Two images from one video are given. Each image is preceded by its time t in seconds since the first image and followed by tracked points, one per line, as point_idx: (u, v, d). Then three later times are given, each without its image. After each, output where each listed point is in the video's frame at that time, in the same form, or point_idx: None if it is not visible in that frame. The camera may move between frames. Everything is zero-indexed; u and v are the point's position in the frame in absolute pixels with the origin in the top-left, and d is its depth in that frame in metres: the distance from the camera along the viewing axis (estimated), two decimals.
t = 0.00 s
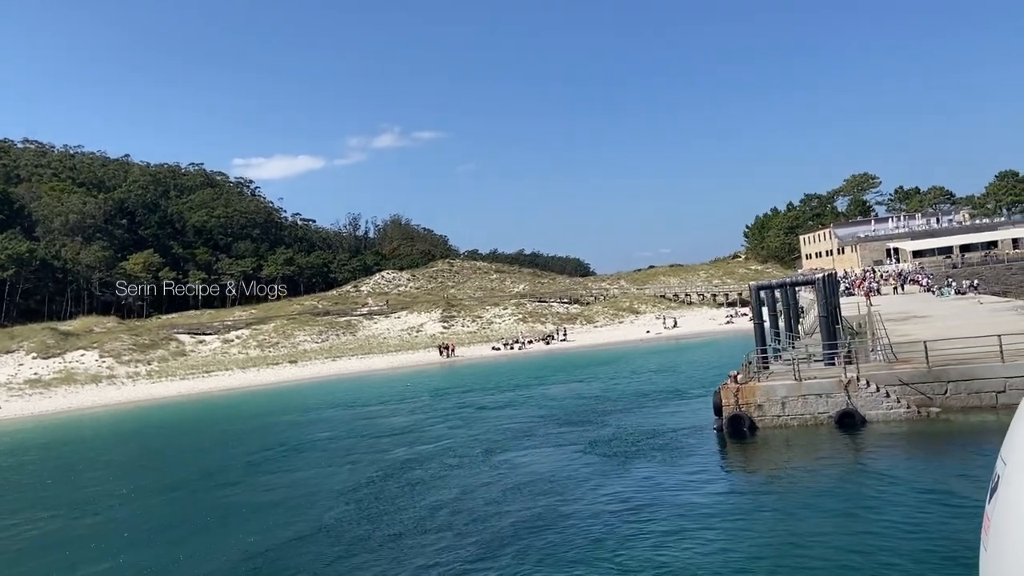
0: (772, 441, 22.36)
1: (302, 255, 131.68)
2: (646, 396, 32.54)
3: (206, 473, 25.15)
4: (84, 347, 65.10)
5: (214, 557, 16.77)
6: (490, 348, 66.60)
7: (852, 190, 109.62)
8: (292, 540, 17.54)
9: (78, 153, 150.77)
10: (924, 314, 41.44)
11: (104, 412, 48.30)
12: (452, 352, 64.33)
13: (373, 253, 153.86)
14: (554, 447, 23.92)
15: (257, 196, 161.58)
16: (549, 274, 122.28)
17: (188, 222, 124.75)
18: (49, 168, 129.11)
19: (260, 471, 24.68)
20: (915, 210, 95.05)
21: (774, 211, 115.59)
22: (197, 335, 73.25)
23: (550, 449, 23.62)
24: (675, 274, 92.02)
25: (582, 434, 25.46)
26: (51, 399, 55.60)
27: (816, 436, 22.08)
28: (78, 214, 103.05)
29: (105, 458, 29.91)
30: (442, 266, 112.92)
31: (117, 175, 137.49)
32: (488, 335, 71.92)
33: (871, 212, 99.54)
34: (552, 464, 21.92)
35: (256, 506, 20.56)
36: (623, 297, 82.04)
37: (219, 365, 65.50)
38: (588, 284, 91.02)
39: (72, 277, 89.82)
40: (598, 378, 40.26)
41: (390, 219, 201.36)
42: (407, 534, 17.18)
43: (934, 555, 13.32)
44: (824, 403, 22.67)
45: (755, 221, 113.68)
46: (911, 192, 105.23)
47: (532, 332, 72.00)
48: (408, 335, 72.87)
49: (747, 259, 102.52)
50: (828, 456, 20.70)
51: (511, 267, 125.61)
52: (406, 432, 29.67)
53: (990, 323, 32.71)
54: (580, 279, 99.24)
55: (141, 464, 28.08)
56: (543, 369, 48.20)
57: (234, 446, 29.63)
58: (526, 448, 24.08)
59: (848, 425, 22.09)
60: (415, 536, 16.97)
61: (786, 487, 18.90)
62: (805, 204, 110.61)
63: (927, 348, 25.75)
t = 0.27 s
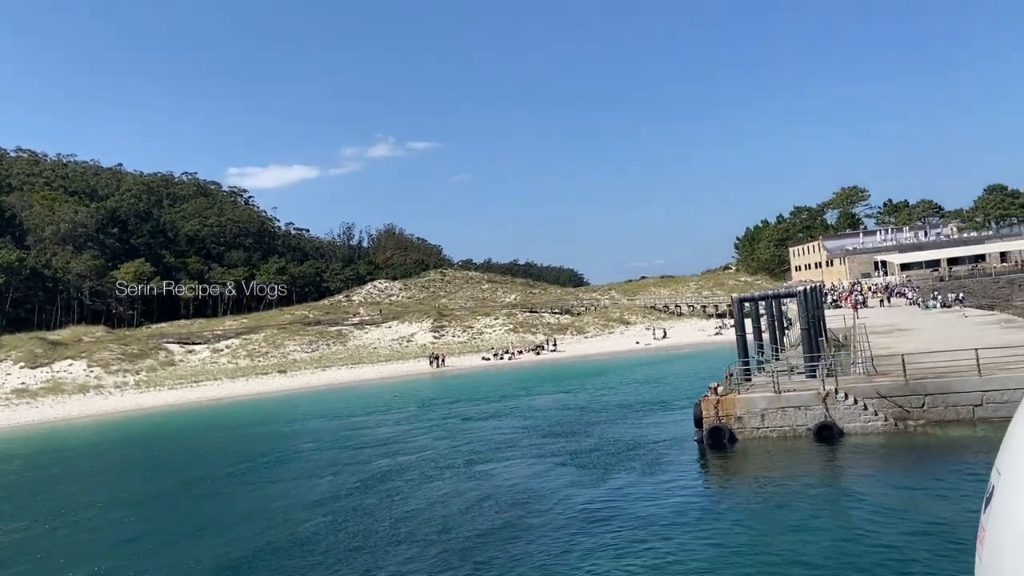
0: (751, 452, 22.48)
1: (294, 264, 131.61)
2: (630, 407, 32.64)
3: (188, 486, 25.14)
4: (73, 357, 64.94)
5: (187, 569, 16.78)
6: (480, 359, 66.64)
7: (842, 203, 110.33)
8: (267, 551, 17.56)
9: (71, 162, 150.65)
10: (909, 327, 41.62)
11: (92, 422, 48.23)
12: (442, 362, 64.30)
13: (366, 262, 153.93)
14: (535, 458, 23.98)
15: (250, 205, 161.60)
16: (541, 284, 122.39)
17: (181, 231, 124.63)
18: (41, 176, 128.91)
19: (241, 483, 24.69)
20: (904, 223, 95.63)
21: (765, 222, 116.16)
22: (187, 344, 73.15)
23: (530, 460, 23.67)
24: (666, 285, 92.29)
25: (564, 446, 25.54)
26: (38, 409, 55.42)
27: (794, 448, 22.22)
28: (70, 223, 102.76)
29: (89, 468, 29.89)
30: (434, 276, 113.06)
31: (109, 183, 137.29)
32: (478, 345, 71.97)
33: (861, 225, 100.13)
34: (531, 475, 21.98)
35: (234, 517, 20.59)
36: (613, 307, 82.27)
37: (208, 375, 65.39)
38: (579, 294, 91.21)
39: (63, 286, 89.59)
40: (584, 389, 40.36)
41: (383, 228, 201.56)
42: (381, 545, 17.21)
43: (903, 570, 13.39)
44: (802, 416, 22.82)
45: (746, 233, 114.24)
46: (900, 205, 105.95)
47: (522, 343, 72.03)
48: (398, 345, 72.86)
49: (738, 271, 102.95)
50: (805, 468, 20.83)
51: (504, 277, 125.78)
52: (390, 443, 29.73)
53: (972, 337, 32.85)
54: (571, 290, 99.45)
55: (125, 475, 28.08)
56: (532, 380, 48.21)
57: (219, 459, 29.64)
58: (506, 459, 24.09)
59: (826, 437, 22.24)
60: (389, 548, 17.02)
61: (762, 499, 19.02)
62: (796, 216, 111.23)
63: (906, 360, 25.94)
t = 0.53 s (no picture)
0: (727, 464, 22.52)
1: (282, 274, 131.21)
2: (611, 418, 32.64)
3: (162, 501, 25.00)
4: (55, 368, 64.45)
5: None
6: (466, 369, 66.49)
7: (828, 216, 111.09)
8: (234, 566, 17.46)
9: (58, 171, 149.96)
10: (889, 339, 41.79)
11: (71, 433, 47.89)
12: (428, 373, 64.11)
13: (354, 272, 153.35)
14: (511, 470, 23.94)
15: (238, 215, 161.15)
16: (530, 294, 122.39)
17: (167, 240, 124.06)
18: (26, 185, 128.21)
19: (216, 499, 24.58)
20: (889, 236, 96.26)
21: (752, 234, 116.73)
22: (171, 355, 72.74)
23: (506, 472, 23.63)
24: (652, 297, 92.51)
25: (541, 458, 25.48)
26: (18, 420, 54.94)
27: (769, 460, 22.26)
28: (55, 232, 102.16)
29: (64, 482, 29.70)
30: (422, 287, 112.93)
31: (96, 192, 136.64)
32: (464, 355, 71.76)
33: (847, 237, 100.80)
34: (505, 488, 21.93)
35: (205, 532, 20.49)
36: (600, 318, 82.35)
37: (192, 386, 65.02)
38: (566, 305, 91.26)
39: (46, 295, 88.95)
40: (568, 400, 40.30)
41: (373, 238, 201.31)
42: (349, 560, 17.14)
43: None
44: (778, 428, 22.87)
45: (733, 245, 114.74)
46: (886, 217, 106.71)
47: (508, 354, 71.88)
48: (383, 356, 72.64)
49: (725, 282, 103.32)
50: (779, 481, 20.88)
51: (492, 288, 125.73)
52: (369, 455, 29.63)
53: (950, 350, 33.01)
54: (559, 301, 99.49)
55: (100, 489, 27.91)
56: (517, 391, 48.10)
57: (195, 473, 29.48)
58: (482, 472, 24.04)
59: (800, 450, 22.30)
60: (356, 562, 16.94)
61: (736, 511, 19.04)
62: (783, 228, 111.86)
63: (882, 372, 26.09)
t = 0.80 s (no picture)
0: (701, 476, 22.51)
1: (265, 284, 130.50)
2: (589, 430, 32.58)
3: (132, 514, 24.75)
4: (31, 379, 63.64)
5: None
6: (448, 380, 66.21)
7: (811, 228, 111.98)
8: None
9: (39, 180, 148.67)
10: (867, 351, 42.04)
11: (46, 445, 47.31)
12: (409, 384, 63.76)
13: (338, 282, 152.69)
14: (485, 482, 23.84)
15: (222, 225, 160.26)
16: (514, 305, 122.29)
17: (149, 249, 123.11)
18: (6, 194, 126.93)
19: (187, 512, 24.36)
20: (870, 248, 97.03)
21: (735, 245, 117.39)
22: (150, 366, 72.03)
23: (480, 484, 23.52)
24: (636, 308, 92.67)
25: (516, 470, 25.38)
26: None
27: (742, 473, 22.26)
28: (34, 241, 101.09)
29: (35, 494, 29.36)
30: (406, 297, 112.63)
31: (77, 201, 135.45)
32: (447, 366, 71.43)
33: (829, 249, 101.58)
34: (477, 499, 21.84)
35: (171, 546, 20.28)
36: (583, 329, 82.36)
37: (171, 397, 64.38)
38: (550, 316, 91.25)
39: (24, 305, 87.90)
40: (547, 411, 40.21)
41: (358, 248, 200.71)
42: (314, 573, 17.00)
43: None
44: (751, 440, 22.90)
45: (717, 256, 115.32)
46: (867, 229, 107.65)
47: (491, 365, 71.62)
48: (365, 367, 72.25)
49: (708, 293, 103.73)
50: (752, 492, 20.89)
51: (476, 298, 125.55)
52: (344, 468, 29.46)
53: (926, 362, 33.19)
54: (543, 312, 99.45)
55: (71, 501, 27.61)
56: (499, 402, 47.87)
57: (168, 486, 29.21)
58: (456, 483, 23.93)
59: (772, 462, 22.32)
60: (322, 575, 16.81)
61: (708, 522, 19.01)
62: (766, 240, 112.58)
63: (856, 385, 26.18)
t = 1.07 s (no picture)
0: (668, 486, 22.69)
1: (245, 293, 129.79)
2: (562, 439, 32.74)
3: (101, 525, 24.69)
4: (4, 389, 62.83)
5: None
6: (426, 390, 66.11)
7: (788, 238, 113.21)
8: None
9: (16, 188, 147.13)
10: (839, 361, 42.53)
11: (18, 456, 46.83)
12: (388, 394, 63.53)
13: (319, 291, 152.02)
14: (454, 492, 23.94)
15: (202, 233, 159.30)
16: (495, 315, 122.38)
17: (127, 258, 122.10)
18: None
19: (156, 524, 24.33)
20: (846, 259, 98.14)
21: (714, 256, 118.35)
22: (126, 376, 71.36)
23: (449, 494, 23.62)
24: (615, 317, 93.09)
25: (487, 479, 25.49)
26: None
27: (708, 482, 22.47)
28: (10, 250, 99.95)
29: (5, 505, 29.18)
30: (386, 306, 112.51)
31: (54, 209, 134.10)
32: (426, 376, 71.30)
33: (806, 259, 102.68)
34: (446, 509, 21.95)
35: (138, 557, 20.28)
36: (563, 339, 82.59)
37: (147, 408, 63.82)
38: (530, 326, 91.45)
39: None
40: (523, 421, 40.33)
41: (339, 258, 200.16)
42: None
43: None
44: (717, 449, 23.15)
45: (696, 266, 116.18)
46: (844, 240, 108.97)
47: (470, 374, 71.54)
48: (344, 376, 71.98)
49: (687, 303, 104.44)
50: (717, 502, 21.11)
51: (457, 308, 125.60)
52: (317, 480, 29.48)
53: (896, 371, 33.63)
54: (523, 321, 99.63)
55: (40, 512, 27.48)
56: (475, 412, 47.95)
57: (140, 498, 29.12)
58: (426, 494, 24.02)
59: (738, 471, 22.57)
60: None
61: (674, 530, 19.20)
62: (744, 250, 113.63)
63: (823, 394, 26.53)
